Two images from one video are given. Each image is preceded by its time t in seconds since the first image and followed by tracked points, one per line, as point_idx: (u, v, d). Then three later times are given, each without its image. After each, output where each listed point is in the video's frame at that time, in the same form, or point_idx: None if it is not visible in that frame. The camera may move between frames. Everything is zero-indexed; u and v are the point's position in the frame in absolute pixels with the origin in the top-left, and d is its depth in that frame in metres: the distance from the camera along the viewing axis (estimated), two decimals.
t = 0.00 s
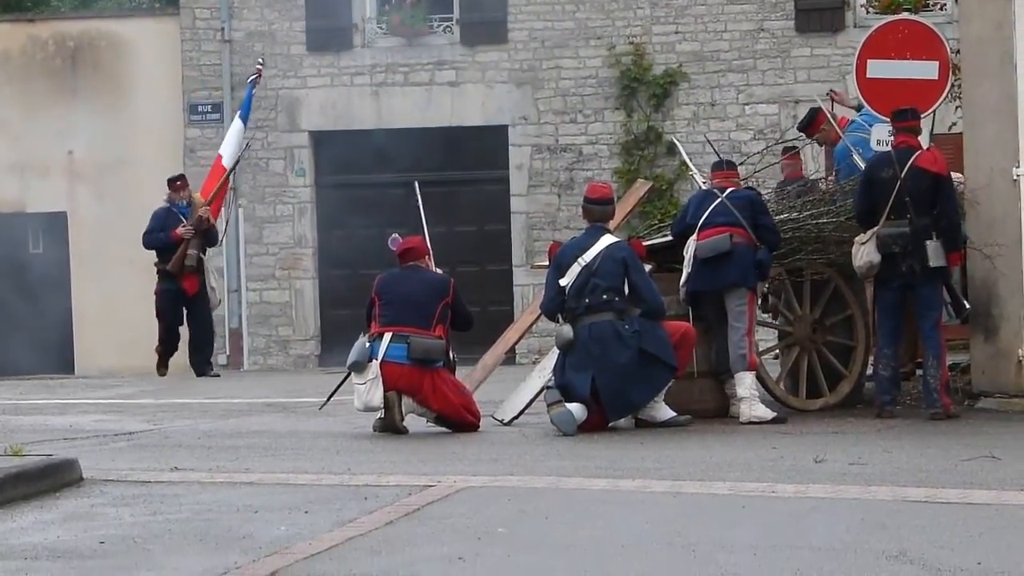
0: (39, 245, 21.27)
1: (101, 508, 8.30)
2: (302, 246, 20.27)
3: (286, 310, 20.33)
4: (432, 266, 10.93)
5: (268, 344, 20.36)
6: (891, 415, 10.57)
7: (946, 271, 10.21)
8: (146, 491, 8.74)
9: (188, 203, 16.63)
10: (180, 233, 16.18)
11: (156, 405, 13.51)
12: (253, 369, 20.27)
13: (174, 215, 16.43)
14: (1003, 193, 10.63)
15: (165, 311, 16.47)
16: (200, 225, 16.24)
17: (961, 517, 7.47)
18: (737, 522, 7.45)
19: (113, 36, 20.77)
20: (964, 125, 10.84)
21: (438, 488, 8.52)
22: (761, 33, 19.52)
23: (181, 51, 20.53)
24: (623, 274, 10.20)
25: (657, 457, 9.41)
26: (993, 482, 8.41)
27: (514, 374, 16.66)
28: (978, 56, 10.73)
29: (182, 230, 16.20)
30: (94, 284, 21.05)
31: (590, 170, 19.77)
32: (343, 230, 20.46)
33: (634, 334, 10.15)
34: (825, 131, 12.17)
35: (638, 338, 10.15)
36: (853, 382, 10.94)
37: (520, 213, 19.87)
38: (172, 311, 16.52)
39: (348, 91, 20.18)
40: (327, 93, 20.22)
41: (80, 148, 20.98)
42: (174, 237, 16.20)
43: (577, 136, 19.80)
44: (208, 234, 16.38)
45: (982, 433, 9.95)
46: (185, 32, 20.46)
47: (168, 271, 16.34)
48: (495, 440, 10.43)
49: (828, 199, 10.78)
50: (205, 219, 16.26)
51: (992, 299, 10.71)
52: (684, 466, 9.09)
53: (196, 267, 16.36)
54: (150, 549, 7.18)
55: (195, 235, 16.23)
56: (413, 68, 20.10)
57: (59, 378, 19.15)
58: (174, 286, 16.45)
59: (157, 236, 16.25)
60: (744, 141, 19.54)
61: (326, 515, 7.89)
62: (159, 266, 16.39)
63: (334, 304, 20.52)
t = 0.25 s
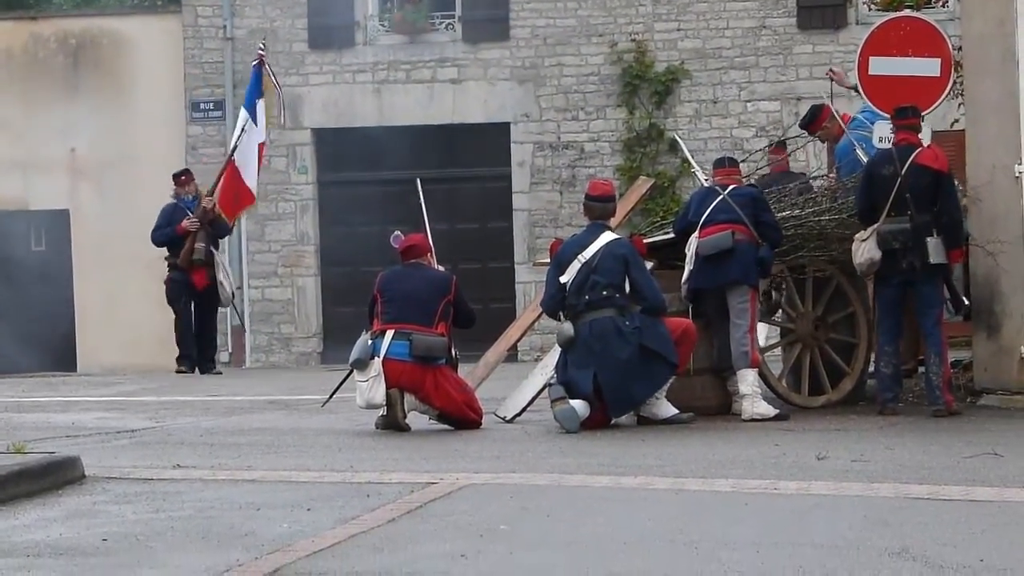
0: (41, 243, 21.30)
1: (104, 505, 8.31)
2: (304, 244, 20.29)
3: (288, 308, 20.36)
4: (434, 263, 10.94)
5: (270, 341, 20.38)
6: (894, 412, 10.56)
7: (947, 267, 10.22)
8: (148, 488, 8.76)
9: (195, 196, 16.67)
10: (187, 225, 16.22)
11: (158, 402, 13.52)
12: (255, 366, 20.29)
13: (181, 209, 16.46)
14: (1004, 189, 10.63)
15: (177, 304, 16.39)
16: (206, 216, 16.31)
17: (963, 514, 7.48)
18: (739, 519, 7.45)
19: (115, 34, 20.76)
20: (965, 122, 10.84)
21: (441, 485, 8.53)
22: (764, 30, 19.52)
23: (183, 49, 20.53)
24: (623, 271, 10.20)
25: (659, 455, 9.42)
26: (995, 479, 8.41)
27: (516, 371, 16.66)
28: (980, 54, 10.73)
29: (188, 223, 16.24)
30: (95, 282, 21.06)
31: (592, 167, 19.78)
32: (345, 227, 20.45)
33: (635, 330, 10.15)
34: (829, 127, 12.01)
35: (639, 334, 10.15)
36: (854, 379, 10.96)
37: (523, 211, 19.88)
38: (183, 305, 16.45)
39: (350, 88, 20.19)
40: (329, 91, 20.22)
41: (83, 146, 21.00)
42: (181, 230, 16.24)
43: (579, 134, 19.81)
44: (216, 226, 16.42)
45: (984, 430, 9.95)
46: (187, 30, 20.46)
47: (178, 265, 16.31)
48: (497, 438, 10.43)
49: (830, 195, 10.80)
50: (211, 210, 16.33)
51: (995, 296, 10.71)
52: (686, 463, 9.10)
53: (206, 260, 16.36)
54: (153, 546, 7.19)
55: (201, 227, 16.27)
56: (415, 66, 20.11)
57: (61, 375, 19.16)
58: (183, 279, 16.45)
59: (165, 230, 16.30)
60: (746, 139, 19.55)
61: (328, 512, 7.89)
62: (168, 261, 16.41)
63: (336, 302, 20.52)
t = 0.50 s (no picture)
0: (44, 243, 21.30)
1: (106, 505, 8.31)
2: (307, 244, 20.29)
3: (290, 308, 20.36)
4: (437, 265, 10.95)
5: (272, 342, 20.38)
6: (897, 413, 10.51)
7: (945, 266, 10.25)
8: (150, 489, 8.76)
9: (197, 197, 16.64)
10: (187, 227, 16.22)
11: (161, 403, 13.52)
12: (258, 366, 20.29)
13: (182, 211, 16.45)
14: (1007, 191, 10.63)
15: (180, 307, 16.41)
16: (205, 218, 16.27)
17: (965, 516, 7.47)
18: (742, 521, 7.45)
19: (118, 34, 20.77)
20: (967, 124, 10.84)
21: (443, 486, 8.53)
22: (767, 31, 19.52)
23: (186, 49, 20.53)
24: (620, 271, 10.21)
25: (661, 456, 9.41)
26: (998, 481, 8.41)
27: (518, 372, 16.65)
28: (983, 55, 10.73)
29: (187, 225, 16.23)
30: (98, 282, 21.07)
31: (595, 168, 19.78)
32: (347, 228, 20.44)
33: (631, 329, 10.15)
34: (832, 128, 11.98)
35: (635, 333, 10.16)
36: (857, 380, 10.91)
37: (526, 212, 19.88)
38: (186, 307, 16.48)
39: (353, 89, 20.19)
40: (332, 91, 20.22)
41: (86, 145, 21.02)
42: (181, 232, 16.23)
43: (582, 135, 19.81)
44: (216, 227, 16.37)
45: (987, 432, 9.94)
46: (190, 30, 20.46)
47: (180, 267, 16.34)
48: (499, 438, 10.43)
49: (833, 196, 10.79)
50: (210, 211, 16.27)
51: (998, 298, 10.71)
52: (688, 465, 9.09)
53: (207, 262, 16.35)
54: (156, 547, 7.19)
55: (201, 229, 16.25)
56: (418, 66, 20.10)
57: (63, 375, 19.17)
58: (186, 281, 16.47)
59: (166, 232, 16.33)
60: (749, 140, 19.55)
61: (331, 513, 7.89)
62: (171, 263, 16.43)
63: (339, 303, 20.52)
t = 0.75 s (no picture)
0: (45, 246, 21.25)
1: (108, 509, 8.31)
2: (309, 248, 20.28)
3: (292, 312, 20.36)
4: (439, 269, 10.95)
5: (274, 345, 20.37)
6: (898, 417, 10.52)
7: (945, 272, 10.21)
8: (152, 493, 8.75)
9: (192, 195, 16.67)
10: (182, 226, 16.24)
11: (163, 407, 13.51)
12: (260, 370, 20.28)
13: (178, 209, 16.48)
14: (1009, 195, 10.63)
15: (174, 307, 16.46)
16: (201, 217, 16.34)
17: (967, 520, 7.47)
18: (743, 525, 7.45)
19: (120, 38, 20.80)
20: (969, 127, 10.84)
21: (445, 490, 8.53)
22: (769, 35, 19.54)
23: (188, 53, 20.53)
24: (622, 278, 10.20)
25: (663, 460, 9.41)
26: (1000, 485, 8.40)
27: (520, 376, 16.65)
28: (985, 59, 10.73)
29: (182, 224, 16.26)
30: (99, 286, 21.08)
31: (597, 172, 19.78)
32: (349, 232, 20.44)
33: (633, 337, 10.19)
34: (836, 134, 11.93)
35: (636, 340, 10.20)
36: (859, 384, 10.91)
37: (528, 215, 19.88)
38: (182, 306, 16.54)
39: (355, 92, 20.20)
40: (335, 95, 20.22)
41: (88, 148, 21.03)
42: (176, 230, 16.26)
43: (584, 139, 19.80)
44: (210, 226, 16.42)
45: (989, 436, 9.94)
46: (191, 34, 20.47)
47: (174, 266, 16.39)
48: (501, 443, 10.43)
49: (835, 200, 10.80)
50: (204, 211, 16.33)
51: (1000, 302, 10.70)
52: (691, 469, 9.09)
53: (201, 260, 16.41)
54: (157, 550, 7.19)
55: (195, 228, 16.30)
56: (420, 70, 20.11)
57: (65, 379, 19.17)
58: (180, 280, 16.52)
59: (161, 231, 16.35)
60: (751, 144, 19.57)
61: (333, 517, 7.89)
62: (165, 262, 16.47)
63: (341, 306, 20.52)
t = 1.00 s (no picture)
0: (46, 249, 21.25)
1: (108, 513, 8.30)
2: (310, 251, 20.28)
3: (293, 315, 20.35)
4: (439, 272, 10.95)
5: (275, 349, 20.36)
6: (897, 421, 10.51)
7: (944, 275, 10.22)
8: (152, 496, 8.75)
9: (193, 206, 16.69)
10: (178, 236, 16.29)
11: (163, 410, 13.50)
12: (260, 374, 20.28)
13: (177, 218, 16.53)
14: (1010, 201, 10.64)
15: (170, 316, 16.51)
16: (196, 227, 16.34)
17: (966, 525, 7.47)
18: (742, 529, 7.45)
19: (121, 41, 20.83)
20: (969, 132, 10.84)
21: (445, 494, 8.52)
22: (770, 40, 19.55)
23: (189, 56, 20.54)
24: (624, 284, 10.18)
25: (663, 464, 9.40)
26: (1001, 490, 8.40)
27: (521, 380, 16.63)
28: (985, 63, 10.73)
29: (178, 234, 16.31)
30: (100, 288, 21.09)
31: (598, 176, 19.78)
32: (349, 235, 20.43)
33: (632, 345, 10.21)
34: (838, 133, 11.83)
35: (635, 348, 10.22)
36: (860, 389, 10.89)
37: (529, 219, 19.87)
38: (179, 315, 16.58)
39: (356, 96, 20.19)
40: (336, 98, 20.22)
41: (89, 151, 21.03)
42: (172, 240, 16.31)
43: (585, 143, 19.81)
44: (208, 237, 16.42)
45: (988, 441, 9.93)
46: (193, 37, 20.47)
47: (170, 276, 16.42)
48: (502, 446, 10.42)
49: (835, 204, 10.84)
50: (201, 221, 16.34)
51: (1000, 307, 10.70)
52: (690, 473, 9.09)
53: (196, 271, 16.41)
54: (157, 554, 7.19)
55: (191, 239, 16.32)
56: (421, 74, 20.09)
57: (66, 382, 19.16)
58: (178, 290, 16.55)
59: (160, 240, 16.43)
60: (752, 148, 19.57)
61: (333, 521, 7.89)
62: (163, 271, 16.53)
63: (341, 310, 20.51)
